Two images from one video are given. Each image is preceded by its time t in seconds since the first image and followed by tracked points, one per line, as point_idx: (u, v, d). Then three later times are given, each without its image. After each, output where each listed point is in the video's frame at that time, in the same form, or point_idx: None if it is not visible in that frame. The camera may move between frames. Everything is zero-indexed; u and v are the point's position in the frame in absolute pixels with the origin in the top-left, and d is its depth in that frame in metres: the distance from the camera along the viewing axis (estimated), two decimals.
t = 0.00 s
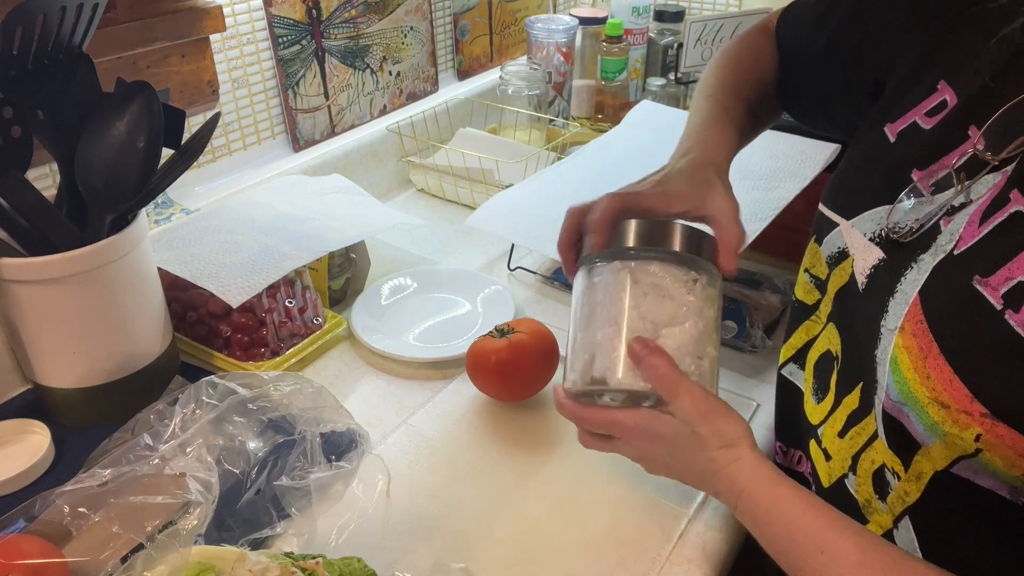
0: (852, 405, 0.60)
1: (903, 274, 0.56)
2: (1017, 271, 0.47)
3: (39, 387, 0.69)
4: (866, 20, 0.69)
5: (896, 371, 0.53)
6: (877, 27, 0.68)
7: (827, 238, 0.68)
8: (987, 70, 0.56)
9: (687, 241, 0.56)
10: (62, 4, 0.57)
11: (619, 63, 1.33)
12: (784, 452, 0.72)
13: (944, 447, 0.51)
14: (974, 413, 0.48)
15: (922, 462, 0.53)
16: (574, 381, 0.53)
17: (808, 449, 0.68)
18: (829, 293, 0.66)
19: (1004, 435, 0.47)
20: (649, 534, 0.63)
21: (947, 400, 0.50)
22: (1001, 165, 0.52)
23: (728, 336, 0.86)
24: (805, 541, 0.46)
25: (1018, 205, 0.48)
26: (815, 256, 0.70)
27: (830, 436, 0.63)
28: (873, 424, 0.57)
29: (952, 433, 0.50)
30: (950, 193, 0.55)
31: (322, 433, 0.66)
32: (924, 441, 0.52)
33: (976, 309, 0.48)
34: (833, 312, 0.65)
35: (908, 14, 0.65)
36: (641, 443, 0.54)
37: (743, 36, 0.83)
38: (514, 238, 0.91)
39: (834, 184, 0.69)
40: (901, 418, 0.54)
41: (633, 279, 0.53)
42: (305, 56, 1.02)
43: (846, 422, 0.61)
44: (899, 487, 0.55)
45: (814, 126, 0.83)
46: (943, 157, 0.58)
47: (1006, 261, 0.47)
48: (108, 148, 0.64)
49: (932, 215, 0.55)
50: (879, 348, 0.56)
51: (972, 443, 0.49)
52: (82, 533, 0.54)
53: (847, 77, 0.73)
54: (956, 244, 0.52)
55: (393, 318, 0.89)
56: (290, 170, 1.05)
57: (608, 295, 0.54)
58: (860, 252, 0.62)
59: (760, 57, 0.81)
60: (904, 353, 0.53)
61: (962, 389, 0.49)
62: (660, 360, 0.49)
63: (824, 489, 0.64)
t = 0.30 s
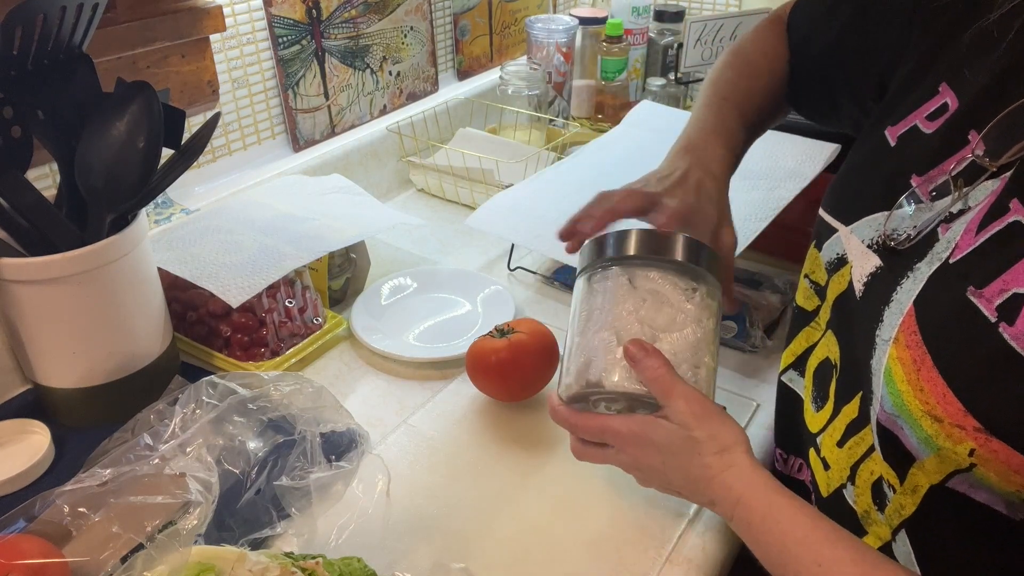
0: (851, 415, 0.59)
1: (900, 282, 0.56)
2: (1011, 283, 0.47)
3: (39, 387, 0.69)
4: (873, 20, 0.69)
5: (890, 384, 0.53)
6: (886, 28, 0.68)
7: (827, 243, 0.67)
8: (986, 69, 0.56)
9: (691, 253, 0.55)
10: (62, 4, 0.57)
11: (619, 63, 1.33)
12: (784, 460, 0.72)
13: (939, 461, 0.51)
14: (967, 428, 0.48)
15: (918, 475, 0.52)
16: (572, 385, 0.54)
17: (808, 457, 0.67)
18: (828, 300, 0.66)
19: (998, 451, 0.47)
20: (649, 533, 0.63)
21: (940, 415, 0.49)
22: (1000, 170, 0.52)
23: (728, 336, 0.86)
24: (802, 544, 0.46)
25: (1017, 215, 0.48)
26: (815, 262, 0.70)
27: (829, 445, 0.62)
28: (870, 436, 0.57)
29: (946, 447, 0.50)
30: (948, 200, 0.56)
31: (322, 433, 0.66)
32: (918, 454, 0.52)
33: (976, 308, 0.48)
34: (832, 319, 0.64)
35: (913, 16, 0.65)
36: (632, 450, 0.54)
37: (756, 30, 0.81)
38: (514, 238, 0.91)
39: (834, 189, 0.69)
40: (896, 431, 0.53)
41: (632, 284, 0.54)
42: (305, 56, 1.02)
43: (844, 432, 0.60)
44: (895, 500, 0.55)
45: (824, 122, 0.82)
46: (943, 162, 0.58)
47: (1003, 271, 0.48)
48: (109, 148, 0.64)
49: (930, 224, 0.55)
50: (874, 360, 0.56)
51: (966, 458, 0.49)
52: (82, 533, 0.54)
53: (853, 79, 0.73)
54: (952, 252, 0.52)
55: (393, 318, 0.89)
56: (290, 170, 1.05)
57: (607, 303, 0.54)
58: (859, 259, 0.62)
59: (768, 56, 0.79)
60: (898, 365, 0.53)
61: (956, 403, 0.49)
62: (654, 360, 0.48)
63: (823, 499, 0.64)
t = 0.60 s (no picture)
0: (844, 416, 0.59)
1: (893, 282, 0.56)
2: (1001, 284, 0.47)
3: (39, 387, 0.69)
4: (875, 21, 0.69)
5: (879, 384, 0.53)
6: (890, 31, 0.68)
7: (824, 241, 0.67)
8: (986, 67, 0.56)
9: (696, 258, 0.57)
10: (62, 4, 0.57)
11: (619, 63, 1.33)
12: (785, 460, 0.72)
13: (926, 462, 0.50)
14: (954, 428, 0.48)
15: (907, 477, 0.52)
16: (569, 368, 0.53)
17: (807, 457, 0.67)
18: (825, 299, 0.66)
19: (984, 452, 0.46)
20: (648, 533, 0.63)
21: (927, 415, 0.49)
22: (995, 170, 0.52)
23: (728, 336, 0.86)
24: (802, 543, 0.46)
25: (1011, 215, 0.48)
26: (814, 262, 0.70)
27: (825, 446, 0.62)
28: (861, 437, 0.56)
29: (933, 448, 0.49)
30: (940, 200, 0.55)
31: (322, 433, 0.66)
32: (906, 456, 0.52)
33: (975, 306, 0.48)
34: (828, 319, 0.64)
35: (915, 16, 0.65)
36: (626, 438, 0.53)
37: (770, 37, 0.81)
38: (514, 238, 0.91)
39: (832, 190, 0.69)
40: (886, 432, 0.53)
41: (638, 276, 0.56)
42: (305, 56, 1.02)
43: (838, 433, 0.60)
44: (885, 502, 0.54)
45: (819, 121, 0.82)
46: (937, 161, 0.57)
47: (992, 272, 0.47)
48: (109, 148, 0.64)
49: (923, 224, 0.55)
50: (864, 360, 0.56)
51: (953, 460, 0.48)
52: (82, 533, 0.54)
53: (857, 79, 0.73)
54: (945, 253, 0.52)
55: (393, 318, 0.89)
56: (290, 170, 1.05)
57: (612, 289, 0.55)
58: (853, 258, 0.62)
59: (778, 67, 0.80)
60: (888, 365, 0.53)
61: (942, 403, 0.49)
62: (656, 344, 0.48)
63: (820, 500, 0.64)
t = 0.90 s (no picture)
0: (838, 414, 0.59)
1: (887, 281, 0.56)
2: (991, 281, 0.46)
3: (39, 387, 0.69)
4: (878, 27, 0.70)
5: (873, 380, 0.53)
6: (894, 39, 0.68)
7: (823, 242, 0.68)
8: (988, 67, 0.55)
9: (692, 231, 0.56)
10: (62, 4, 0.57)
11: (619, 63, 1.33)
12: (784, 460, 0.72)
13: (918, 458, 0.51)
14: (944, 424, 0.48)
15: (900, 474, 0.52)
16: (567, 350, 0.53)
17: (804, 456, 0.67)
18: (823, 298, 0.66)
19: (974, 448, 0.46)
20: (647, 534, 0.63)
21: (918, 411, 0.49)
22: (989, 170, 0.51)
23: (728, 335, 0.86)
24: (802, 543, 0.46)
25: (1001, 213, 0.48)
26: (813, 262, 0.70)
27: (821, 445, 0.62)
28: (854, 435, 0.56)
29: (924, 444, 0.50)
30: (936, 200, 0.55)
31: (322, 433, 0.66)
32: (898, 452, 0.52)
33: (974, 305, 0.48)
34: (826, 319, 0.64)
35: (917, 20, 0.65)
36: (627, 415, 0.52)
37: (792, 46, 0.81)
38: (514, 238, 0.91)
39: (832, 192, 0.69)
40: (878, 428, 0.53)
41: (629, 254, 0.56)
42: (305, 56, 1.02)
43: (833, 432, 0.60)
44: (878, 499, 0.55)
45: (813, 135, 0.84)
46: (934, 161, 0.58)
47: (982, 269, 0.47)
48: (109, 148, 0.64)
49: (919, 223, 0.55)
50: (858, 357, 0.56)
51: (944, 455, 0.48)
52: (82, 533, 0.54)
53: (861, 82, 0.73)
54: (938, 252, 0.52)
55: (393, 318, 0.89)
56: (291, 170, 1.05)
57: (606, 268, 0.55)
58: (852, 258, 0.62)
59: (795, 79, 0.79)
60: (880, 362, 0.53)
61: (933, 399, 0.49)
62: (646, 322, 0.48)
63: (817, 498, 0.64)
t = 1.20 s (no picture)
0: (839, 416, 0.59)
1: (887, 281, 0.55)
2: (994, 277, 0.46)
3: (40, 387, 0.69)
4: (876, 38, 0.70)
5: (876, 380, 0.53)
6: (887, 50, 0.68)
7: (816, 246, 0.67)
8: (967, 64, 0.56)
9: (579, 142, 0.64)
10: (62, 4, 0.57)
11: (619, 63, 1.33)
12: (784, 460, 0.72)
13: (924, 457, 0.50)
14: (952, 422, 0.47)
15: (905, 473, 0.52)
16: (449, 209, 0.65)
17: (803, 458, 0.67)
18: (818, 301, 0.66)
19: (981, 444, 0.46)
20: (647, 534, 0.63)
21: (925, 409, 0.49)
22: (982, 167, 0.52)
23: (728, 335, 0.86)
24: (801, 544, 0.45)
25: (997, 209, 0.48)
26: (805, 266, 0.69)
27: (821, 447, 0.62)
28: (858, 436, 0.56)
29: (931, 442, 0.49)
30: (929, 198, 0.56)
31: (322, 433, 0.66)
32: (904, 451, 0.52)
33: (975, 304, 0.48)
34: (823, 321, 0.64)
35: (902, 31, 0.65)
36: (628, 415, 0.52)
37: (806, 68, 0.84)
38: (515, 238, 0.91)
39: (823, 193, 0.69)
40: (883, 428, 0.53)
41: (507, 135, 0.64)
42: (305, 56, 1.02)
43: (834, 433, 0.60)
44: (883, 499, 0.54)
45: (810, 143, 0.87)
46: (929, 161, 0.57)
47: (985, 265, 0.47)
48: (108, 148, 0.64)
49: (915, 222, 0.55)
50: (861, 357, 0.56)
51: (951, 453, 0.48)
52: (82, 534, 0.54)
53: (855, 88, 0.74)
54: (936, 249, 0.52)
55: (393, 318, 0.89)
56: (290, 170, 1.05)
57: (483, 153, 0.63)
58: (847, 259, 0.62)
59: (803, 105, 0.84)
60: (885, 361, 0.52)
61: (940, 397, 0.48)
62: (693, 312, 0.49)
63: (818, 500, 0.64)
